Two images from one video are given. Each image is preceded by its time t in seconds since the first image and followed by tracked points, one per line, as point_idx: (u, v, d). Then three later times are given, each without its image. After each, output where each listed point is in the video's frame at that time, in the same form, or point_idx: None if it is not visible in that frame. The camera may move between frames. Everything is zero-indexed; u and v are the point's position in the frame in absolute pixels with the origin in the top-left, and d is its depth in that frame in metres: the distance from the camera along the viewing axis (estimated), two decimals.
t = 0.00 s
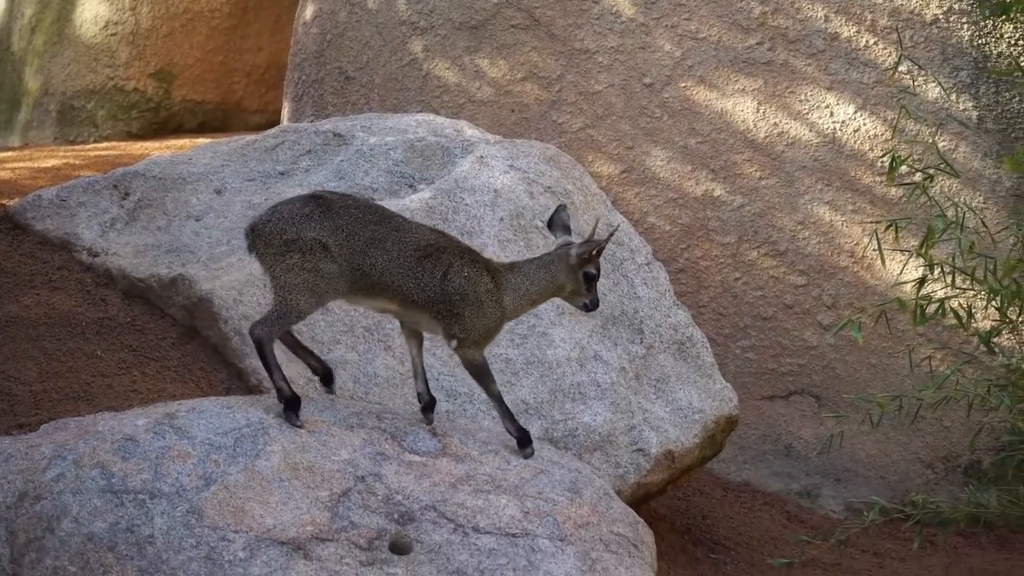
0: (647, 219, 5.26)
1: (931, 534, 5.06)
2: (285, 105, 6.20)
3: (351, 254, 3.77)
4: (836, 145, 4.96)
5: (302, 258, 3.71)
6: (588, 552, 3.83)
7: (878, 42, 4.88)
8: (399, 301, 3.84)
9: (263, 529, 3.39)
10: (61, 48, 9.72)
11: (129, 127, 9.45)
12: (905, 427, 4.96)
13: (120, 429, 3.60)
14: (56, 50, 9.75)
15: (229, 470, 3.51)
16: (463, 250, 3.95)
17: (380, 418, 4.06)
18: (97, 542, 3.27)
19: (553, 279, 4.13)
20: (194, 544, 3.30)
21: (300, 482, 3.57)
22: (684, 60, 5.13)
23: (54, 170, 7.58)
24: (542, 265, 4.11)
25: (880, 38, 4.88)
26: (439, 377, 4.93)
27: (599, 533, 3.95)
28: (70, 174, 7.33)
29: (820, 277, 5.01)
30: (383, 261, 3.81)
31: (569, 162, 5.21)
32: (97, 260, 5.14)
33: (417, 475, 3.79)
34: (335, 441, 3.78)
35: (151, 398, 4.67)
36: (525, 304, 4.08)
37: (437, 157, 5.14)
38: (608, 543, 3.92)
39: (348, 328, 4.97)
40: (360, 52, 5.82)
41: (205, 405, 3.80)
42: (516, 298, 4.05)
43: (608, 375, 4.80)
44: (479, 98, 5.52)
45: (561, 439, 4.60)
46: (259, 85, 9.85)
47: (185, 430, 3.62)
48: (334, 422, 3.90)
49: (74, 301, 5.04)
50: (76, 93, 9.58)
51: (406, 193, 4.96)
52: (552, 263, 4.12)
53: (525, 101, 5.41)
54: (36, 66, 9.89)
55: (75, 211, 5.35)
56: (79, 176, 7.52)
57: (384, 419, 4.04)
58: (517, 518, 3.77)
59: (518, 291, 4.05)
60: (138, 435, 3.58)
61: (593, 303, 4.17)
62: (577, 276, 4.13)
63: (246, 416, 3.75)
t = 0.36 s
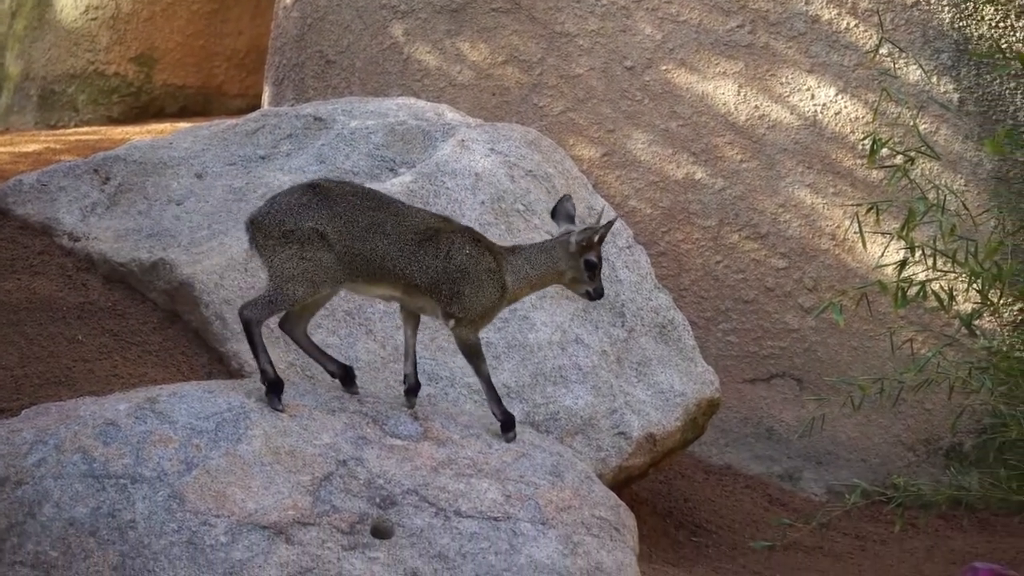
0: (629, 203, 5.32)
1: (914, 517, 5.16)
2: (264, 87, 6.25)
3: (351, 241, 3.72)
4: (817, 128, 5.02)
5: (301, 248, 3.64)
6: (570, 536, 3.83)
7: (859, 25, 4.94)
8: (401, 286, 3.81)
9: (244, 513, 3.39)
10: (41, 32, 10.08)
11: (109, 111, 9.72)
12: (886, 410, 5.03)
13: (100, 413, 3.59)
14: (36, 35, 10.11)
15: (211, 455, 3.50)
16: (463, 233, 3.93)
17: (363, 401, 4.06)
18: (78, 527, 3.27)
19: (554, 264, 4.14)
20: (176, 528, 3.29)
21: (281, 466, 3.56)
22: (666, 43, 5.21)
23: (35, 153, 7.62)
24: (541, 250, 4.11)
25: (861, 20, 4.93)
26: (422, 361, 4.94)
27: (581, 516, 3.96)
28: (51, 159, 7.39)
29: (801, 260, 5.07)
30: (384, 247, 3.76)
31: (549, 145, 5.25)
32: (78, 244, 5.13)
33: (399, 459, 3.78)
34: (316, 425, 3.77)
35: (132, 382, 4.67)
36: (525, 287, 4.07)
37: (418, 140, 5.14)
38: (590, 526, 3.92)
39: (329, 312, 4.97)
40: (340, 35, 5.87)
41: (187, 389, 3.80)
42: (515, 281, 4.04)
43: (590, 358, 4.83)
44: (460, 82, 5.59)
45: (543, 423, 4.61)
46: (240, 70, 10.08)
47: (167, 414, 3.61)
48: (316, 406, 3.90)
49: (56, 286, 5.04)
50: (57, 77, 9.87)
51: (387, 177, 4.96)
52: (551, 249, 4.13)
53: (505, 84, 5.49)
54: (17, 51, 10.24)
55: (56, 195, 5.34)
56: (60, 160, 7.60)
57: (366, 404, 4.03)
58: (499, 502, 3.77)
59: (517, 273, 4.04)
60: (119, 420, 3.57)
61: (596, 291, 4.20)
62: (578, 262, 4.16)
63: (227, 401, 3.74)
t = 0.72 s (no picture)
0: (608, 185, 5.41)
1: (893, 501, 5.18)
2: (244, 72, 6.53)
3: (351, 233, 3.78)
4: (796, 111, 5.06)
5: (303, 237, 3.71)
6: (549, 520, 3.80)
7: (838, 8, 4.96)
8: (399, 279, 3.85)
9: (224, 497, 3.39)
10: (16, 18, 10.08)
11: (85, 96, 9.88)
12: (866, 392, 5.07)
13: (80, 397, 3.62)
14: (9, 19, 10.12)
15: (190, 439, 3.52)
16: (462, 222, 3.92)
17: (342, 386, 4.06)
18: (57, 512, 3.28)
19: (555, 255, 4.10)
20: (155, 512, 3.30)
21: (261, 450, 3.57)
22: (644, 27, 5.27)
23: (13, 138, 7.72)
24: (542, 241, 4.08)
25: (840, 3, 4.95)
26: (401, 344, 4.94)
27: (561, 500, 3.95)
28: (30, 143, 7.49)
29: (781, 243, 5.12)
30: (383, 241, 3.81)
31: (529, 129, 5.30)
32: (57, 229, 5.12)
33: (378, 444, 3.77)
34: (295, 410, 3.77)
35: (111, 366, 4.66)
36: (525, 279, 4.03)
37: (397, 124, 5.16)
38: (570, 509, 3.92)
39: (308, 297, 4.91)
40: (319, 20, 6.11)
41: (165, 374, 3.82)
42: (515, 274, 4.01)
43: (569, 342, 4.86)
44: (439, 65, 5.77)
45: (522, 406, 4.63)
46: (219, 54, 10.92)
47: (146, 398, 3.64)
48: (294, 390, 3.90)
49: (34, 271, 5.04)
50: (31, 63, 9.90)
51: (366, 161, 4.99)
52: (552, 240, 4.10)
53: (485, 68, 5.62)
54: None
55: (34, 180, 5.32)
56: (35, 144, 7.80)
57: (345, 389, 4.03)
58: (478, 486, 3.74)
59: (518, 267, 4.02)
60: (98, 404, 3.60)
61: (602, 277, 4.11)
62: (579, 248, 4.09)
63: (207, 385, 3.76)
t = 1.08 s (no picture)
0: (586, 168, 5.54)
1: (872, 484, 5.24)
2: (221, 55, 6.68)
3: (364, 223, 3.84)
4: (774, 94, 5.16)
5: (318, 225, 3.78)
6: (527, 504, 3.80)
7: None
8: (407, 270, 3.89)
9: (202, 482, 3.40)
10: None
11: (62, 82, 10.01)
12: (844, 374, 5.13)
13: (57, 381, 3.63)
14: None
15: (168, 423, 3.53)
16: (470, 219, 3.98)
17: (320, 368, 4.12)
18: (35, 497, 3.28)
19: (562, 253, 4.16)
20: (134, 497, 3.31)
21: (239, 434, 3.58)
22: (622, 10, 5.38)
23: None
24: (549, 241, 4.14)
25: None
26: (379, 328, 4.93)
27: (539, 483, 3.93)
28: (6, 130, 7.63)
29: (758, 226, 5.23)
30: (394, 232, 3.86)
31: (505, 112, 5.29)
32: (34, 213, 5.12)
33: (356, 428, 3.78)
34: (273, 394, 3.79)
35: (89, 351, 4.67)
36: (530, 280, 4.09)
37: (374, 108, 5.24)
38: (548, 493, 3.90)
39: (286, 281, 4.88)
40: (296, 4, 6.23)
41: (143, 359, 3.82)
42: (520, 274, 4.07)
43: (546, 325, 4.90)
44: (416, 49, 5.89)
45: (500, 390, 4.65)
46: (196, 38, 11.13)
47: (124, 383, 3.66)
48: (273, 373, 3.91)
49: (11, 256, 5.05)
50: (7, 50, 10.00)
51: (343, 144, 5.04)
52: (560, 240, 4.16)
53: (462, 52, 5.75)
54: None
55: (10, 164, 5.32)
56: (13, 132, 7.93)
57: (324, 371, 4.05)
58: (456, 469, 3.76)
59: (522, 267, 4.08)
60: (76, 388, 3.62)
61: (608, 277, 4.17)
62: (586, 248, 4.16)
63: (185, 368, 3.77)
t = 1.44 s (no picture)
0: (562, 151, 5.70)
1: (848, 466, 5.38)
2: (197, 39, 6.65)
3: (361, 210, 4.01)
4: (750, 77, 5.31)
5: (319, 218, 3.95)
6: (503, 486, 3.94)
7: None
8: (405, 256, 4.07)
9: (178, 466, 3.55)
10: None
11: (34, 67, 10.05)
12: (820, 357, 5.28)
13: (34, 365, 3.79)
14: None
15: (144, 407, 3.68)
16: (463, 206, 4.16)
17: (296, 351, 4.24)
18: (11, 481, 3.45)
19: (557, 243, 4.33)
20: (110, 481, 3.47)
21: (215, 418, 3.73)
22: None
23: None
24: (541, 231, 4.32)
25: None
26: (354, 311, 4.91)
27: (514, 466, 4.06)
28: None
29: (734, 209, 5.38)
30: (390, 219, 4.03)
31: (482, 95, 5.29)
32: (10, 198, 5.12)
33: (332, 410, 3.93)
34: (249, 376, 3.93)
35: (64, 336, 4.68)
36: (523, 268, 4.28)
37: (351, 91, 5.31)
38: (523, 475, 4.04)
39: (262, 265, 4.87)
40: None
41: (120, 342, 3.97)
42: (512, 262, 4.26)
43: (523, 309, 4.91)
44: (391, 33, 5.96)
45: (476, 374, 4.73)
46: (171, 23, 11.16)
47: (101, 366, 3.80)
48: (248, 357, 4.04)
49: None
50: None
51: (319, 128, 5.11)
52: (552, 229, 4.34)
53: (438, 35, 5.86)
54: None
55: None
56: None
57: (299, 354, 4.20)
58: (432, 453, 3.90)
59: (516, 257, 4.27)
60: (53, 371, 3.77)
61: (604, 271, 4.33)
62: (582, 242, 4.31)
63: (161, 352, 3.92)
